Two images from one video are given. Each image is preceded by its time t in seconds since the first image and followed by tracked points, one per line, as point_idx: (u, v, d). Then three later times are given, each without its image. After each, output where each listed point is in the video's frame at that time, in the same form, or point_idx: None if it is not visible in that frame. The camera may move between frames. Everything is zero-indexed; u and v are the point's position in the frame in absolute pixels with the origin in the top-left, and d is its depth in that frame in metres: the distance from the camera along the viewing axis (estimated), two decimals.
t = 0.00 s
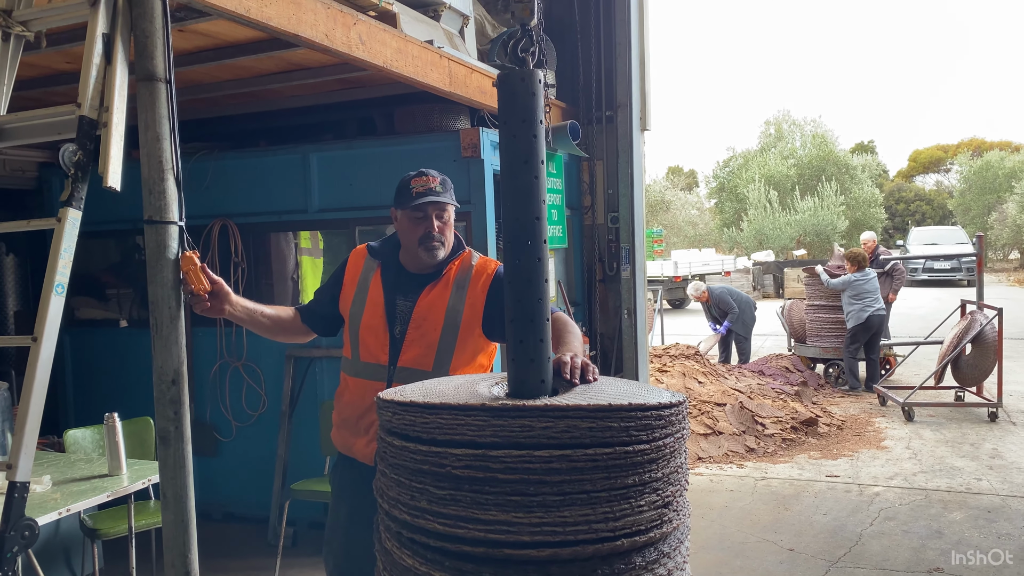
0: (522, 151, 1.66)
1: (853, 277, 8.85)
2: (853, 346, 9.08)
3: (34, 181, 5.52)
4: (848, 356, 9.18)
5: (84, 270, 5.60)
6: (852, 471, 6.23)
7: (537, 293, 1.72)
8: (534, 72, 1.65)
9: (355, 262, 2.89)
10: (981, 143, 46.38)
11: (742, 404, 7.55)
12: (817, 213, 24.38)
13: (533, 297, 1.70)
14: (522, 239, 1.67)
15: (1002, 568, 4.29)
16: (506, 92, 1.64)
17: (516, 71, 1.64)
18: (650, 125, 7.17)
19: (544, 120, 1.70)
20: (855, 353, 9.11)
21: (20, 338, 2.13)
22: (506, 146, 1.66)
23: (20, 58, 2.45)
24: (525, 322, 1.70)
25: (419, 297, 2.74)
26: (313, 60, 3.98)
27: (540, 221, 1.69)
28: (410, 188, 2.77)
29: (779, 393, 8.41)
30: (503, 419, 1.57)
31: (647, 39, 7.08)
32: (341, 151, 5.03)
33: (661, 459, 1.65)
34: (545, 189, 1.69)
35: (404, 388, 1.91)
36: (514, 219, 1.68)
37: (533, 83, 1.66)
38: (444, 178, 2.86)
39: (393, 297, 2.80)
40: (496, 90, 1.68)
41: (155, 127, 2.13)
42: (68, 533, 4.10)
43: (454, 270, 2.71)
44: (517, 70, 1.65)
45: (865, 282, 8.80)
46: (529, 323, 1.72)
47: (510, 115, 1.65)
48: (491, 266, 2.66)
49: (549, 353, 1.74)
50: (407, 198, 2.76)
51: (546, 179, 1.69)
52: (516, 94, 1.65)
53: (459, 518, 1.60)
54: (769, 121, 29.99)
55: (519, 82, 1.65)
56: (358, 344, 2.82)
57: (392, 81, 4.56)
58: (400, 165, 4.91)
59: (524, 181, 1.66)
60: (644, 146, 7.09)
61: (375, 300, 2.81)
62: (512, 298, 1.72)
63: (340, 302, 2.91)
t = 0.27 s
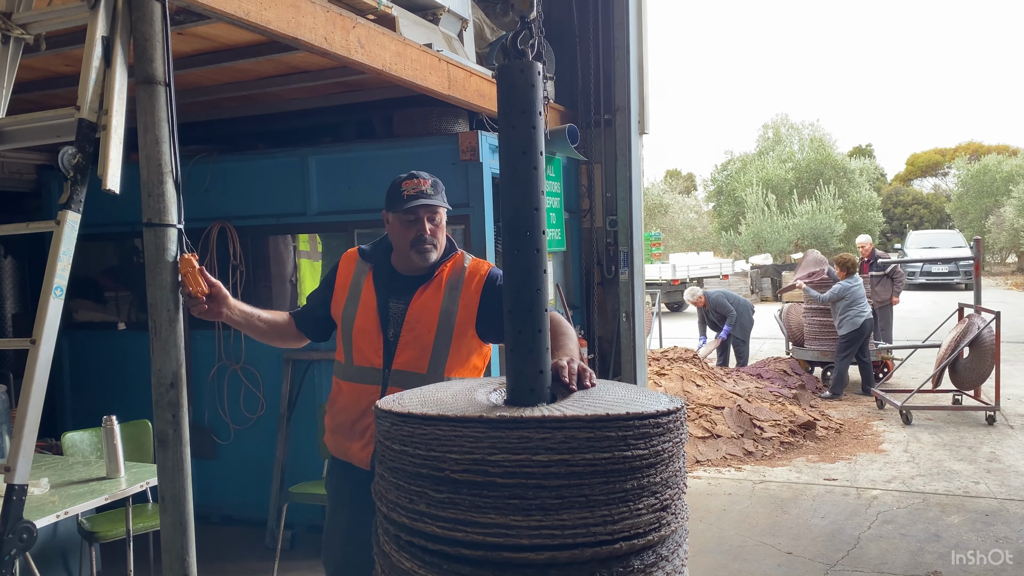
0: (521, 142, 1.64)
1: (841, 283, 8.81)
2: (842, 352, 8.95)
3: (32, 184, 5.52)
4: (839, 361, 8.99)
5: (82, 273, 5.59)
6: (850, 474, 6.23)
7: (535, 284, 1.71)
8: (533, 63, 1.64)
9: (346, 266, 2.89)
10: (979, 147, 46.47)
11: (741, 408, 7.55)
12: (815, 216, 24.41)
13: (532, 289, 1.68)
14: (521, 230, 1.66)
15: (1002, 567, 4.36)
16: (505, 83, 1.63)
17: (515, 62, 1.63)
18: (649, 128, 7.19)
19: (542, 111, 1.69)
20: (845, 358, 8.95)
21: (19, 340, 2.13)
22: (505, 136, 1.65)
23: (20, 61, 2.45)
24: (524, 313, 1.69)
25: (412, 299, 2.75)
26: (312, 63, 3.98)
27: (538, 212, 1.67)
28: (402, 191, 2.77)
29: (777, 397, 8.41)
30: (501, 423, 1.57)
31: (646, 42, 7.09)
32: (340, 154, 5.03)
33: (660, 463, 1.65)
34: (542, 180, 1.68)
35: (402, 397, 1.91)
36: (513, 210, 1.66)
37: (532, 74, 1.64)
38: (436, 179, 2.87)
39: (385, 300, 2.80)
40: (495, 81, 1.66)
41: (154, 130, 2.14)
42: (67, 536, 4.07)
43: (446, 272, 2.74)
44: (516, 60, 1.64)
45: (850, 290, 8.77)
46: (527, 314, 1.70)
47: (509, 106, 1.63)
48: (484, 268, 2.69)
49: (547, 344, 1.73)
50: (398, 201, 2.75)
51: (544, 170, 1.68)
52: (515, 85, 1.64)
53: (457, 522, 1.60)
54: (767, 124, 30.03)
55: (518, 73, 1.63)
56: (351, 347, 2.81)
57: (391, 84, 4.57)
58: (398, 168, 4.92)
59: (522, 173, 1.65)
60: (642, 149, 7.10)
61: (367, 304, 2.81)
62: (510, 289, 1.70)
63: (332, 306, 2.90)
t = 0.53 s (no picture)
0: (518, 135, 1.64)
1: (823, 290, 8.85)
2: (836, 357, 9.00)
3: (31, 186, 5.52)
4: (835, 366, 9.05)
5: (81, 275, 5.59)
6: (848, 477, 6.23)
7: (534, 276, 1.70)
8: (529, 55, 1.64)
9: (341, 270, 2.90)
10: (977, 150, 46.54)
11: (739, 410, 7.56)
12: (814, 219, 24.43)
13: (529, 281, 1.68)
14: (519, 222, 1.65)
15: (1002, 567, 4.38)
16: (502, 77, 1.63)
17: (512, 54, 1.63)
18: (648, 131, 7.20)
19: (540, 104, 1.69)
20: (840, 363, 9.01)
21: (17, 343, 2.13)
22: (502, 129, 1.65)
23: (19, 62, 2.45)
24: (522, 305, 1.68)
25: (407, 302, 2.75)
26: (311, 65, 3.99)
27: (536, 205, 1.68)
28: (397, 194, 2.79)
29: (776, 399, 8.42)
30: (500, 426, 1.58)
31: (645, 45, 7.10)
32: (339, 157, 5.04)
33: (660, 466, 1.65)
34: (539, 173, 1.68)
35: (399, 398, 1.91)
36: (511, 203, 1.66)
37: (529, 67, 1.64)
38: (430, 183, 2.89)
39: (380, 305, 2.80)
40: (493, 74, 1.67)
41: (154, 132, 2.14)
42: (64, 538, 4.06)
43: (441, 275, 2.75)
44: (513, 53, 1.64)
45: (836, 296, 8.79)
46: (526, 306, 1.70)
47: (507, 99, 1.63)
48: (479, 270, 2.71)
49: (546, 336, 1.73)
50: (393, 204, 2.78)
51: (541, 163, 1.68)
52: (512, 78, 1.64)
53: (455, 524, 1.60)
54: (766, 127, 30.06)
55: (514, 66, 1.63)
56: (346, 351, 2.81)
57: (390, 87, 4.58)
58: (397, 170, 4.92)
59: (520, 166, 1.65)
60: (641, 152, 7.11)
61: (362, 308, 2.81)
62: (509, 282, 1.70)
63: (327, 310, 2.90)
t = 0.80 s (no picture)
0: (518, 127, 1.66)
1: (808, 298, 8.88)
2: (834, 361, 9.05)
3: (31, 189, 5.52)
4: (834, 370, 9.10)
5: (80, 278, 5.59)
6: (847, 480, 6.23)
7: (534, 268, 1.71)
8: (529, 47, 1.66)
9: (337, 274, 2.90)
10: (976, 153, 46.61)
11: (738, 413, 7.57)
12: (813, 222, 24.44)
13: (529, 273, 1.68)
14: (518, 213, 1.66)
15: (1001, 570, 4.40)
16: (501, 69, 1.65)
17: (511, 46, 1.65)
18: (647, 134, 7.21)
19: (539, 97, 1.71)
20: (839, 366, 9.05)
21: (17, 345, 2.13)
22: (502, 122, 1.67)
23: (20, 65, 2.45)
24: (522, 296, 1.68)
25: (403, 305, 2.75)
26: (311, 69, 4.00)
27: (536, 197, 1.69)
28: (389, 196, 2.80)
29: (774, 402, 8.42)
30: (499, 429, 1.58)
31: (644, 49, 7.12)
32: (338, 159, 5.04)
33: (658, 469, 1.66)
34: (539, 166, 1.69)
35: (398, 401, 1.92)
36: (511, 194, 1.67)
37: (528, 59, 1.66)
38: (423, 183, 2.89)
39: (377, 307, 2.81)
40: (492, 67, 1.69)
41: (153, 135, 2.14)
42: (63, 541, 4.05)
43: (436, 277, 2.75)
44: (512, 45, 1.66)
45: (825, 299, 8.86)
46: (526, 298, 1.70)
47: (507, 91, 1.65)
48: (474, 272, 2.72)
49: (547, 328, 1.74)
50: (386, 207, 2.78)
51: (541, 154, 1.69)
52: (511, 70, 1.66)
53: (455, 527, 1.60)
54: (765, 130, 30.09)
55: (514, 58, 1.65)
56: (343, 355, 2.82)
57: (390, 90, 4.58)
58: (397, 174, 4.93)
59: (521, 158, 1.66)
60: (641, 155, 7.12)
61: (359, 312, 2.81)
62: (508, 274, 1.70)
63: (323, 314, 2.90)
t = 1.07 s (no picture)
0: (519, 121, 1.69)
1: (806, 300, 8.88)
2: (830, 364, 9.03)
3: (30, 191, 5.52)
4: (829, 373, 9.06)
5: (79, 280, 5.59)
6: (846, 483, 6.24)
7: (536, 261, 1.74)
8: (529, 43, 1.69)
9: (336, 277, 2.90)
10: (975, 155, 46.67)
11: (737, 416, 7.57)
12: (811, 224, 24.46)
13: (530, 267, 1.72)
14: (520, 208, 1.70)
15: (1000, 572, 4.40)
16: (502, 65, 1.68)
17: (512, 42, 1.68)
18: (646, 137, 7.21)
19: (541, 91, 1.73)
20: (834, 369, 9.02)
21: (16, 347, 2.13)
22: (503, 117, 1.70)
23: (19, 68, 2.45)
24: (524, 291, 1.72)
25: (401, 306, 2.76)
26: (311, 71, 4.00)
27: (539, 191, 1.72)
28: (383, 196, 2.82)
29: (774, 405, 8.42)
30: (498, 431, 1.58)
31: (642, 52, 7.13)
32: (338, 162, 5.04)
33: (657, 472, 1.66)
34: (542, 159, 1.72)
35: (398, 404, 1.92)
36: (513, 189, 1.71)
37: (529, 54, 1.69)
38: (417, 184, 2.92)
39: (375, 310, 2.81)
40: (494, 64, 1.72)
41: (153, 137, 2.14)
42: (62, 544, 4.04)
43: (434, 277, 2.76)
44: (513, 41, 1.69)
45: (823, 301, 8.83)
46: (528, 292, 1.73)
47: (508, 86, 1.68)
48: (470, 269, 2.74)
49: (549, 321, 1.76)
50: (381, 207, 2.80)
51: (543, 148, 1.72)
52: (512, 66, 1.69)
53: (454, 529, 1.60)
54: (764, 133, 30.12)
55: (514, 53, 1.68)
56: (343, 358, 2.81)
57: (389, 92, 4.59)
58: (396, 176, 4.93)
59: (522, 151, 1.68)
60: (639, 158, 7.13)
61: (358, 315, 2.81)
62: (511, 267, 1.74)
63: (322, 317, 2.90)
